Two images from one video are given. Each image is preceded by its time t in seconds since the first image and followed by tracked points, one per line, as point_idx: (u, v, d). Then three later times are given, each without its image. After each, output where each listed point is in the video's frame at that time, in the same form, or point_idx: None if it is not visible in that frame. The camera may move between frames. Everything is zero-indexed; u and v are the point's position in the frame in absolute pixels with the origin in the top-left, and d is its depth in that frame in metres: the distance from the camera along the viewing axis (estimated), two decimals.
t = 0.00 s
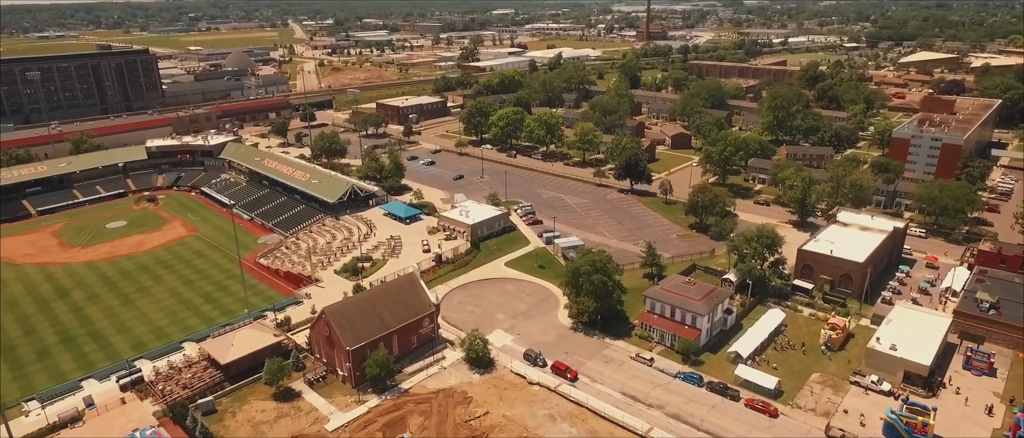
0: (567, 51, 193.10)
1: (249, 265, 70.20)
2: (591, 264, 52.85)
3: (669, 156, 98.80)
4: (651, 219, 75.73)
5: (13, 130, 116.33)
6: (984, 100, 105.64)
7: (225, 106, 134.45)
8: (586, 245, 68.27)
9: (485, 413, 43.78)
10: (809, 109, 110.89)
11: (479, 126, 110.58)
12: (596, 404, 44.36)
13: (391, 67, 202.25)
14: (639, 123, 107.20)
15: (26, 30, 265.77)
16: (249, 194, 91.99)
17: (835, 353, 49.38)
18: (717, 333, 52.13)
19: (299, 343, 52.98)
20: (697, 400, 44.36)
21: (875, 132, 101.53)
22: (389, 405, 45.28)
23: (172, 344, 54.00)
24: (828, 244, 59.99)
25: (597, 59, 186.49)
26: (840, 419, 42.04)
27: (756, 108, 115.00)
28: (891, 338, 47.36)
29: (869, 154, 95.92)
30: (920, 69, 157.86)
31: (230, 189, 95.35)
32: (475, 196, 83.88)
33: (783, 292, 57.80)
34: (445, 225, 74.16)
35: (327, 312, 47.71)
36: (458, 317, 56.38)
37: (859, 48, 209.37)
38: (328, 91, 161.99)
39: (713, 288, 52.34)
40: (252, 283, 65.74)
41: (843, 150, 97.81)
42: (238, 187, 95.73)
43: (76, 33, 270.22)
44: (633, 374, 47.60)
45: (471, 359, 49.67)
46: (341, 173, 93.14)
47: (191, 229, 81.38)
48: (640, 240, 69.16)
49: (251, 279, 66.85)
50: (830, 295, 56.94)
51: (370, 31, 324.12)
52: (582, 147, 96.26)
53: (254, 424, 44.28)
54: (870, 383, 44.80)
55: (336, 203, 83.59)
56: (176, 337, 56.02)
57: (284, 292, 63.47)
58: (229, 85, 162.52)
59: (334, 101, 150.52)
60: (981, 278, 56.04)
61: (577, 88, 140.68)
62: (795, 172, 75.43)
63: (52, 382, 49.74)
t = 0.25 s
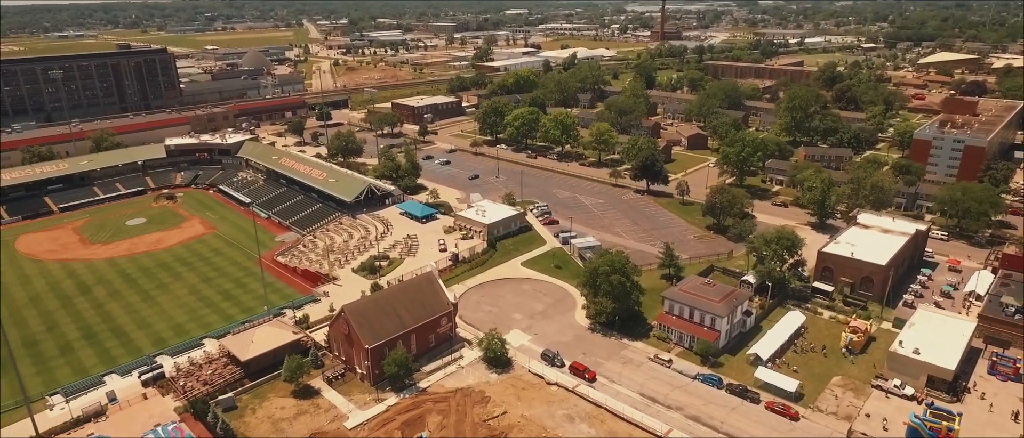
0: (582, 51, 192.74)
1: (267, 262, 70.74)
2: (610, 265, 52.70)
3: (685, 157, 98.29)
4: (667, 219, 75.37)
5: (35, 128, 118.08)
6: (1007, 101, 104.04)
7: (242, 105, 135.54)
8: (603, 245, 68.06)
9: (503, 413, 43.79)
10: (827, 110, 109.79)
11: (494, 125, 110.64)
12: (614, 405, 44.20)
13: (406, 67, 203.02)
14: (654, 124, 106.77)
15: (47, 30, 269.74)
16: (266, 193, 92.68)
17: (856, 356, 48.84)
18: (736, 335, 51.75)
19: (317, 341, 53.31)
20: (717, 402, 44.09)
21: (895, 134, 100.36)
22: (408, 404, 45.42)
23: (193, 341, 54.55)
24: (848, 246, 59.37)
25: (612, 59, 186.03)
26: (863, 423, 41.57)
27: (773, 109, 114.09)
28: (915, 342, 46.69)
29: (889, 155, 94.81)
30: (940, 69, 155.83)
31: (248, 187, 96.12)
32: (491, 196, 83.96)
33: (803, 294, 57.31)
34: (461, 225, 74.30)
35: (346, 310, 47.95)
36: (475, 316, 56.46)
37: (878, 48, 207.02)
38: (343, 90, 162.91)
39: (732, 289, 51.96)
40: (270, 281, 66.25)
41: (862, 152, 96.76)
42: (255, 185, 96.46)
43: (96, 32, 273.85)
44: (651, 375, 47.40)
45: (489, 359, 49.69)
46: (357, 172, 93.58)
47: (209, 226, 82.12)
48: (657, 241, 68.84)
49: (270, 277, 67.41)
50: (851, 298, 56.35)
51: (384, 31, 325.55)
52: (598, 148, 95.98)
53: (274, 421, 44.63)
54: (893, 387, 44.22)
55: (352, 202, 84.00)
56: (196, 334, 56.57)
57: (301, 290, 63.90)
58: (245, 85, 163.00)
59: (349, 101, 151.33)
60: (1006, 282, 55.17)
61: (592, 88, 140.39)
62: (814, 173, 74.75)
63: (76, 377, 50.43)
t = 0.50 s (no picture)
0: (612, 51, 191.70)
1: (301, 258, 71.96)
2: (643, 266, 52.31)
3: (718, 158, 97.06)
4: (700, 222, 74.52)
5: (80, 124, 121.81)
6: None
7: (276, 103, 138.10)
8: (634, 247, 67.62)
9: (535, 412, 43.81)
10: (866, 113, 107.30)
11: (524, 125, 110.71)
12: (647, 408, 43.89)
13: (435, 66, 204.40)
14: (686, 125, 105.65)
15: (90, 28, 278.41)
16: (300, 190, 94.25)
17: (897, 364, 47.67)
18: (771, 340, 50.91)
19: (351, 337, 54.03)
20: (753, 408, 43.43)
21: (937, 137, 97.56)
22: (440, 401, 45.77)
23: (230, 334, 55.77)
24: (889, 251, 57.95)
25: (642, 59, 184.57)
26: (904, 433, 40.54)
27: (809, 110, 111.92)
28: (959, 352, 45.36)
29: (930, 159, 92.23)
30: (984, 71, 150.91)
31: (282, 184, 97.85)
32: (521, 195, 84.07)
33: (840, 300, 56.12)
34: (492, 224, 74.57)
35: (380, 307, 48.48)
36: (506, 315, 56.60)
37: (918, 49, 201.48)
38: (374, 89, 164.76)
39: (768, 294, 51.10)
40: (304, 276, 67.37)
41: (902, 155, 94.32)
42: (289, 182, 98.14)
43: (136, 31, 281.56)
44: (685, 379, 46.92)
45: (521, 358, 49.76)
46: (388, 170, 94.60)
47: (244, 222, 83.82)
48: (689, 243, 68.14)
49: (304, 272, 68.52)
50: (891, 304, 55.00)
51: (414, 30, 328.45)
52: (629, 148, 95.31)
53: (309, 414, 45.38)
54: (937, 397, 42.99)
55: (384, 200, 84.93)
56: (233, 327, 57.81)
57: (335, 286, 64.83)
58: (279, 83, 165.34)
59: (380, 99, 152.97)
60: None
61: (622, 89, 139.57)
62: (853, 177, 73.07)
63: (118, 366, 51.97)
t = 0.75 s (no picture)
0: (643, 51, 190.19)
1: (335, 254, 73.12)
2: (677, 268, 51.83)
3: (752, 161, 95.59)
4: (734, 224, 73.51)
5: (123, 119, 125.76)
6: None
7: (311, 101, 140.57)
8: (667, 249, 67.06)
9: (567, 413, 43.80)
10: (907, 116, 104.46)
11: (555, 125, 110.60)
12: (681, 411, 43.50)
13: (466, 66, 205.40)
14: (720, 126, 104.27)
15: (132, 28, 286.99)
16: (334, 186, 95.73)
17: (940, 374, 46.38)
18: (809, 346, 49.97)
19: (384, 333, 54.73)
20: (790, 414, 42.68)
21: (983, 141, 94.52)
22: (473, 399, 46.08)
23: (267, 327, 56.97)
24: (932, 258, 56.37)
25: (674, 60, 182.68)
26: None
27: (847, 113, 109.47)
28: (1008, 363, 43.88)
29: (976, 163, 89.41)
30: None
31: (316, 181, 99.49)
32: (553, 195, 84.04)
33: (881, 307, 54.80)
34: (524, 223, 74.75)
35: (414, 303, 49.00)
36: (538, 315, 56.68)
37: (962, 51, 195.29)
38: (406, 88, 166.43)
39: (806, 299, 50.18)
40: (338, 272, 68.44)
41: (945, 160, 91.62)
42: (323, 178, 99.73)
43: (174, 30, 289.07)
44: (719, 383, 46.36)
45: (553, 358, 49.80)
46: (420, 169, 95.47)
47: (280, 217, 85.51)
48: (723, 246, 67.30)
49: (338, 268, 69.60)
50: (934, 313, 53.51)
51: (444, 30, 330.66)
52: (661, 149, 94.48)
53: (344, 408, 46.12)
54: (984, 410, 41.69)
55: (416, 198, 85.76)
56: (269, 320, 59.03)
57: (368, 282, 65.72)
58: (313, 81, 168.61)
59: (411, 98, 154.42)
60: None
61: (654, 89, 138.44)
62: (895, 181, 71.18)
63: (160, 356, 53.51)
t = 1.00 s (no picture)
0: (676, 52, 188.32)
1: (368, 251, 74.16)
2: (713, 271, 51.24)
3: (789, 163, 93.90)
4: (770, 228, 72.33)
5: (164, 116, 129.39)
6: None
7: (345, 99, 142.61)
8: (701, 252, 66.33)
9: (600, 414, 43.68)
10: (952, 119, 101.31)
11: (587, 125, 110.23)
12: (716, 416, 42.99)
13: (497, 66, 206.01)
14: (755, 128, 102.64)
15: (172, 27, 295.16)
16: (367, 184, 97.02)
17: (987, 386, 44.96)
18: (848, 353, 48.92)
19: (418, 330, 55.31)
20: (828, 422, 41.83)
21: None
22: (505, 397, 46.28)
23: (303, 321, 58.09)
24: (980, 266, 54.61)
25: (708, 61, 180.38)
26: None
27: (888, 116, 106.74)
28: None
29: None
30: None
31: (350, 178, 100.98)
32: (585, 196, 83.84)
33: (924, 315, 53.33)
34: (556, 223, 74.73)
35: (448, 301, 49.42)
36: (570, 316, 56.62)
37: (1010, 53, 188.52)
38: (438, 87, 167.73)
39: (846, 305, 49.13)
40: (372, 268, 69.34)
41: (993, 165, 88.61)
42: (357, 176, 101.17)
43: (213, 29, 296.27)
44: (756, 389, 45.66)
45: (586, 359, 49.70)
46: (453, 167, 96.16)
47: (315, 214, 87.06)
48: (759, 250, 66.27)
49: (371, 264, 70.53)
50: (981, 322, 51.87)
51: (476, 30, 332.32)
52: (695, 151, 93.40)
53: (378, 403, 46.77)
54: None
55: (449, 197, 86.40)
56: (305, 314, 60.17)
57: (401, 279, 66.48)
58: (347, 80, 170.83)
59: (443, 98, 155.57)
60: None
61: (687, 90, 136.97)
62: (940, 187, 69.09)
63: (201, 347, 54.98)
